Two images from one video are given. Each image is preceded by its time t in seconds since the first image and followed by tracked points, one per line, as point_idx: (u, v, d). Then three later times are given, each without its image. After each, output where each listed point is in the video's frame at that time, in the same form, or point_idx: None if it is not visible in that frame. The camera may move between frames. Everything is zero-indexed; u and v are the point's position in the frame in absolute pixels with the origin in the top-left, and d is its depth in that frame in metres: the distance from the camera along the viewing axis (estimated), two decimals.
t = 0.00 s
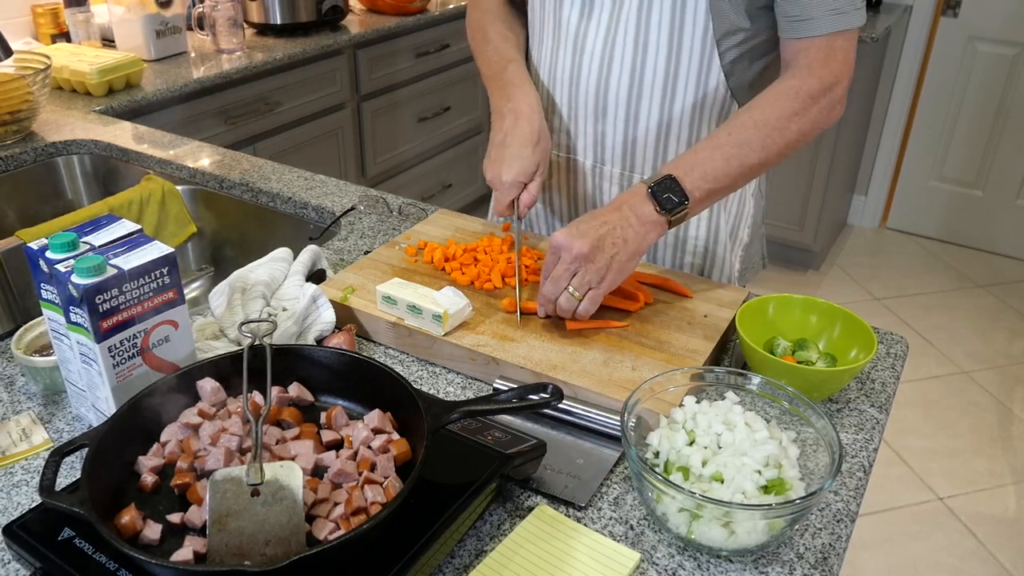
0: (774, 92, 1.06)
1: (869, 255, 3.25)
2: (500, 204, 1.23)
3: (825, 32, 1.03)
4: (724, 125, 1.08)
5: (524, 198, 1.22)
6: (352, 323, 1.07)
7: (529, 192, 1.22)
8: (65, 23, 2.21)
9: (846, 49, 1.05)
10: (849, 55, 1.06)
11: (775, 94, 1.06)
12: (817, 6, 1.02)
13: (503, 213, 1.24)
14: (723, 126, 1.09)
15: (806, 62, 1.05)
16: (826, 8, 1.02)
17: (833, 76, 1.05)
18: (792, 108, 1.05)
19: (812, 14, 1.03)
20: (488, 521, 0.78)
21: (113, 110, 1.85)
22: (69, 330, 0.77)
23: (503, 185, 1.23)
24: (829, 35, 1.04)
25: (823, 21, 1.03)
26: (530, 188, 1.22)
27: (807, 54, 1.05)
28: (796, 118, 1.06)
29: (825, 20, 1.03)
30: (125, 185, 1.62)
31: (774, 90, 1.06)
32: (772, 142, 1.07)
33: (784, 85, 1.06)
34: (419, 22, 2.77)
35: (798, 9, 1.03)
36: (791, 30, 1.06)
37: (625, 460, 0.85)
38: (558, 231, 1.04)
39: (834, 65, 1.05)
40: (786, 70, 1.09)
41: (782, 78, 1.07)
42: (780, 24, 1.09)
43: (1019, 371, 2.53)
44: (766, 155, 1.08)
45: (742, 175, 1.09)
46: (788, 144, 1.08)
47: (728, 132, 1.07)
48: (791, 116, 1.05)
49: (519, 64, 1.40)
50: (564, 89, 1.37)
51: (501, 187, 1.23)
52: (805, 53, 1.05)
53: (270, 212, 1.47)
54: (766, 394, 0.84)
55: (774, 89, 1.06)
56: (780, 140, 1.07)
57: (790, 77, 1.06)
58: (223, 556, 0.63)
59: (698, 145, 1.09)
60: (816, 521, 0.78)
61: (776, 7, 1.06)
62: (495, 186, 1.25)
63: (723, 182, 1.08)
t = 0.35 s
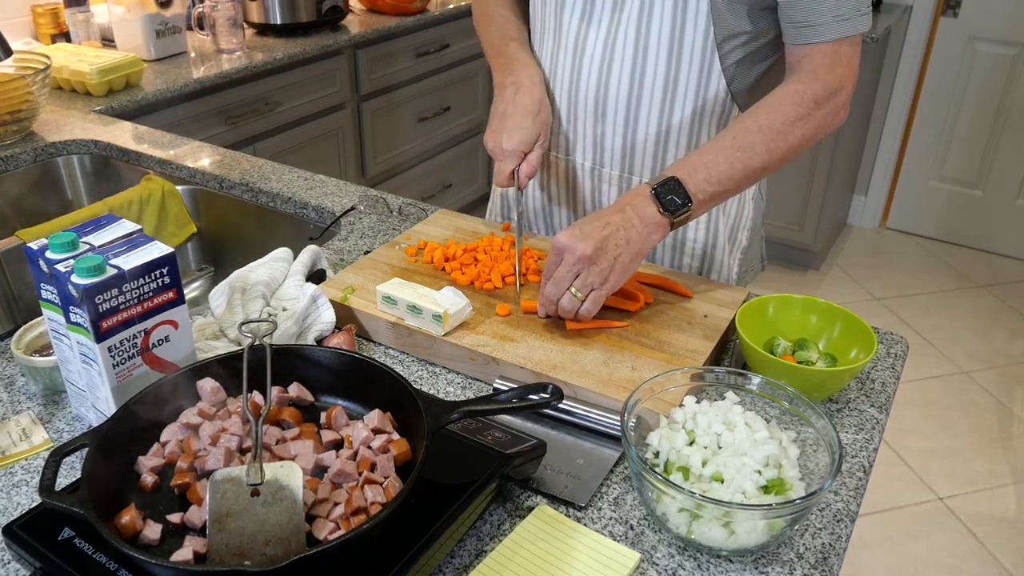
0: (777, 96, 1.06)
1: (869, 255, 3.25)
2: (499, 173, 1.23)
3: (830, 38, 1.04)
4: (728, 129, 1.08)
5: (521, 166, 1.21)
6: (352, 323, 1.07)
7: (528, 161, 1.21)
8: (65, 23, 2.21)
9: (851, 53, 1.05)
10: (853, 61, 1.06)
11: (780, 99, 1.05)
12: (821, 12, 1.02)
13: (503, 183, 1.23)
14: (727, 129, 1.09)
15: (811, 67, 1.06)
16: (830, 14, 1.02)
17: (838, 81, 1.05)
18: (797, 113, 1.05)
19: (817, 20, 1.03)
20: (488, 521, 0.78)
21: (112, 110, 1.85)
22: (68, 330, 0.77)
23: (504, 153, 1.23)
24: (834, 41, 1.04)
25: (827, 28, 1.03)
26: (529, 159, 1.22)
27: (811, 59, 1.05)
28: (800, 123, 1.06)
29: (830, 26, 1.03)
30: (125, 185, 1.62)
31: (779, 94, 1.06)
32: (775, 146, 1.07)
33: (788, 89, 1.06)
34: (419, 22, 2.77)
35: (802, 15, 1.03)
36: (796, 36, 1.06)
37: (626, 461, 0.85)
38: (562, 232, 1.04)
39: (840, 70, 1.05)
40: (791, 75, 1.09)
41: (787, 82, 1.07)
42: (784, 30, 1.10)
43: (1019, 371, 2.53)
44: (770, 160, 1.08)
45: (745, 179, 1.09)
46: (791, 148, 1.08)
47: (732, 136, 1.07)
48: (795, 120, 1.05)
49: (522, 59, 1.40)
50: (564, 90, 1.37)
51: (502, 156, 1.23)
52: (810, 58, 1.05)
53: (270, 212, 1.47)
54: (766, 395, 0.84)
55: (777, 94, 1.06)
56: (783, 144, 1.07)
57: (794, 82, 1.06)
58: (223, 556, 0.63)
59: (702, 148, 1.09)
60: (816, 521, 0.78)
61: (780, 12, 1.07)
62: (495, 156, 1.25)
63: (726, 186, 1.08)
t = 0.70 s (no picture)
0: (777, 98, 1.06)
1: (869, 255, 3.25)
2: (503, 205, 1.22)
3: (831, 41, 1.03)
4: (728, 130, 1.08)
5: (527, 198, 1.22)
6: (352, 323, 1.07)
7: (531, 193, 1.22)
8: (65, 23, 2.21)
9: (852, 56, 1.05)
10: (855, 63, 1.06)
11: (780, 101, 1.05)
12: (821, 15, 1.02)
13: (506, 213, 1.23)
14: (727, 130, 1.09)
15: (812, 69, 1.05)
16: (831, 17, 1.02)
17: (838, 84, 1.05)
18: (797, 115, 1.05)
19: (817, 24, 1.03)
20: (488, 521, 0.78)
21: (112, 110, 1.85)
22: (68, 330, 0.77)
23: (505, 186, 1.23)
24: (835, 43, 1.04)
25: (829, 30, 1.03)
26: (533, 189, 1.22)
27: (812, 61, 1.05)
28: (800, 125, 1.06)
29: (831, 29, 1.03)
30: (125, 185, 1.62)
31: (779, 96, 1.06)
32: (776, 148, 1.07)
33: (788, 92, 1.05)
34: (419, 22, 2.77)
35: (803, 17, 1.03)
36: (795, 39, 1.06)
37: (626, 460, 0.85)
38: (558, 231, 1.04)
39: (840, 72, 1.05)
40: (792, 77, 1.09)
41: (787, 85, 1.07)
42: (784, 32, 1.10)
43: (1019, 371, 2.53)
44: (770, 162, 1.08)
45: (744, 181, 1.09)
46: (792, 151, 1.08)
47: (732, 137, 1.07)
48: (795, 122, 1.05)
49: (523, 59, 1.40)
50: (563, 89, 1.37)
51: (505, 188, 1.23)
52: (811, 61, 1.05)
53: (270, 212, 1.47)
54: (766, 394, 0.84)
55: (778, 96, 1.06)
56: (784, 147, 1.07)
57: (795, 84, 1.06)
58: (223, 556, 0.63)
59: (702, 149, 1.09)
60: (816, 521, 0.78)
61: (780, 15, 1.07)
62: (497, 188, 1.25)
63: (725, 187, 1.08)
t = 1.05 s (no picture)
0: (780, 102, 1.06)
1: (869, 254, 3.25)
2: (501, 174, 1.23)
3: (832, 44, 1.04)
4: (730, 134, 1.08)
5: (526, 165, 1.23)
6: (352, 323, 1.07)
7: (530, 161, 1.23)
8: (65, 23, 2.21)
9: (854, 59, 1.06)
10: (856, 66, 1.06)
11: (782, 104, 1.05)
12: (824, 18, 1.02)
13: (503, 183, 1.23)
14: (730, 134, 1.09)
15: (814, 72, 1.06)
16: (833, 20, 1.02)
17: (840, 87, 1.05)
18: (799, 118, 1.05)
19: (820, 27, 1.03)
20: (488, 521, 0.78)
21: (112, 110, 1.85)
22: (68, 330, 0.77)
23: (505, 153, 1.23)
24: (837, 47, 1.04)
25: (830, 34, 1.03)
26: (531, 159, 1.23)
27: (814, 64, 1.05)
28: (802, 128, 1.06)
29: (833, 32, 1.03)
30: (125, 185, 1.62)
31: (781, 99, 1.06)
32: (778, 152, 1.07)
33: (790, 95, 1.06)
34: (419, 22, 2.77)
35: (805, 20, 1.03)
36: (797, 42, 1.06)
37: (626, 460, 0.85)
38: (569, 232, 1.03)
39: (842, 76, 1.05)
40: (793, 80, 1.09)
41: (789, 88, 1.07)
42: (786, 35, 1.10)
43: (1019, 371, 2.53)
44: (772, 165, 1.08)
45: (747, 185, 1.09)
46: (793, 154, 1.08)
47: (735, 141, 1.07)
48: (797, 125, 1.05)
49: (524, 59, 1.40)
50: (565, 91, 1.37)
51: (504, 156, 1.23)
52: (813, 64, 1.05)
53: (270, 212, 1.47)
54: (766, 395, 0.84)
55: (780, 99, 1.06)
56: (786, 150, 1.07)
57: (797, 87, 1.06)
58: (223, 556, 0.63)
59: (705, 154, 1.09)
60: (816, 521, 0.78)
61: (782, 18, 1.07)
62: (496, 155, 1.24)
63: (729, 191, 1.08)
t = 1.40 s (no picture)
0: (779, 103, 1.06)
1: (869, 255, 3.25)
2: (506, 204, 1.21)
3: (831, 45, 1.04)
4: (729, 135, 1.08)
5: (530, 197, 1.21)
6: (352, 323, 1.07)
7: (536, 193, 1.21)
8: (65, 23, 2.21)
9: (853, 61, 1.06)
10: (856, 68, 1.06)
11: (782, 105, 1.05)
12: (824, 19, 1.02)
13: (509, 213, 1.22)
14: (729, 135, 1.09)
15: (813, 73, 1.06)
16: (833, 21, 1.02)
17: (840, 89, 1.05)
18: (799, 120, 1.05)
19: (820, 28, 1.03)
20: (488, 521, 0.78)
21: (112, 110, 1.85)
22: (68, 330, 0.77)
23: (510, 187, 1.22)
24: (837, 48, 1.04)
25: (830, 35, 1.03)
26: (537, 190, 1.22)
27: (814, 66, 1.05)
28: (801, 130, 1.06)
29: (832, 33, 1.03)
30: (125, 185, 1.62)
31: (780, 101, 1.06)
32: (777, 154, 1.07)
33: (790, 96, 1.05)
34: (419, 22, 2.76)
35: (804, 21, 1.03)
36: (796, 43, 1.06)
37: (626, 460, 0.85)
38: (567, 232, 1.04)
39: (841, 77, 1.05)
40: (793, 81, 1.09)
41: (789, 89, 1.07)
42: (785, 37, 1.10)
43: (1019, 371, 2.53)
44: (772, 166, 1.08)
45: (747, 185, 1.09)
46: (793, 155, 1.08)
47: (734, 143, 1.07)
48: (797, 126, 1.05)
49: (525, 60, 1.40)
50: (564, 92, 1.37)
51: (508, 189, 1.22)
52: (812, 66, 1.05)
53: (270, 212, 1.47)
54: (766, 394, 0.84)
55: (780, 100, 1.06)
56: (785, 151, 1.07)
57: (796, 89, 1.06)
58: (223, 556, 0.63)
59: (703, 155, 1.09)
60: (816, 521, 0.78)
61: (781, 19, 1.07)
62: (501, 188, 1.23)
63: (728, 192, 1.08)
